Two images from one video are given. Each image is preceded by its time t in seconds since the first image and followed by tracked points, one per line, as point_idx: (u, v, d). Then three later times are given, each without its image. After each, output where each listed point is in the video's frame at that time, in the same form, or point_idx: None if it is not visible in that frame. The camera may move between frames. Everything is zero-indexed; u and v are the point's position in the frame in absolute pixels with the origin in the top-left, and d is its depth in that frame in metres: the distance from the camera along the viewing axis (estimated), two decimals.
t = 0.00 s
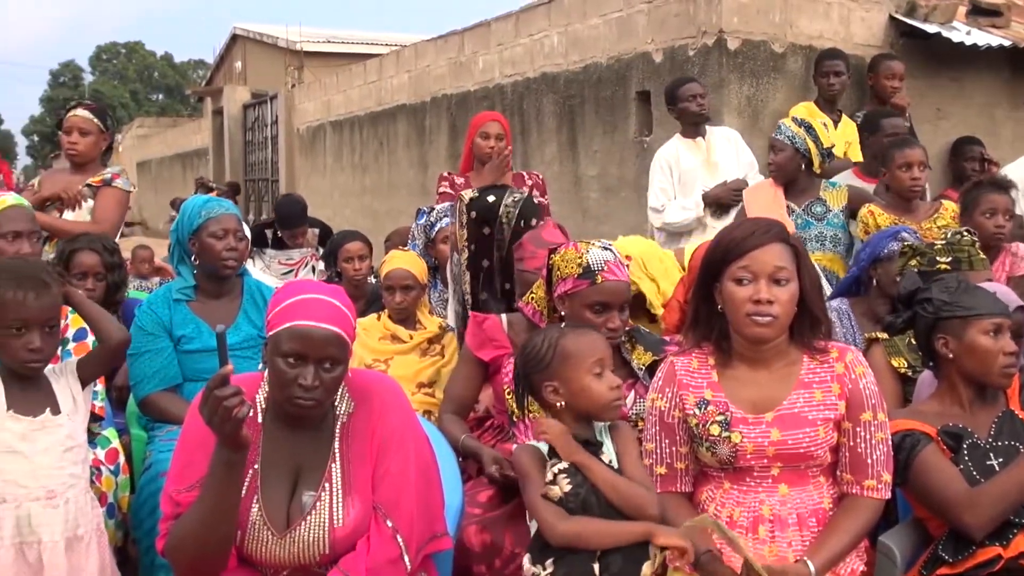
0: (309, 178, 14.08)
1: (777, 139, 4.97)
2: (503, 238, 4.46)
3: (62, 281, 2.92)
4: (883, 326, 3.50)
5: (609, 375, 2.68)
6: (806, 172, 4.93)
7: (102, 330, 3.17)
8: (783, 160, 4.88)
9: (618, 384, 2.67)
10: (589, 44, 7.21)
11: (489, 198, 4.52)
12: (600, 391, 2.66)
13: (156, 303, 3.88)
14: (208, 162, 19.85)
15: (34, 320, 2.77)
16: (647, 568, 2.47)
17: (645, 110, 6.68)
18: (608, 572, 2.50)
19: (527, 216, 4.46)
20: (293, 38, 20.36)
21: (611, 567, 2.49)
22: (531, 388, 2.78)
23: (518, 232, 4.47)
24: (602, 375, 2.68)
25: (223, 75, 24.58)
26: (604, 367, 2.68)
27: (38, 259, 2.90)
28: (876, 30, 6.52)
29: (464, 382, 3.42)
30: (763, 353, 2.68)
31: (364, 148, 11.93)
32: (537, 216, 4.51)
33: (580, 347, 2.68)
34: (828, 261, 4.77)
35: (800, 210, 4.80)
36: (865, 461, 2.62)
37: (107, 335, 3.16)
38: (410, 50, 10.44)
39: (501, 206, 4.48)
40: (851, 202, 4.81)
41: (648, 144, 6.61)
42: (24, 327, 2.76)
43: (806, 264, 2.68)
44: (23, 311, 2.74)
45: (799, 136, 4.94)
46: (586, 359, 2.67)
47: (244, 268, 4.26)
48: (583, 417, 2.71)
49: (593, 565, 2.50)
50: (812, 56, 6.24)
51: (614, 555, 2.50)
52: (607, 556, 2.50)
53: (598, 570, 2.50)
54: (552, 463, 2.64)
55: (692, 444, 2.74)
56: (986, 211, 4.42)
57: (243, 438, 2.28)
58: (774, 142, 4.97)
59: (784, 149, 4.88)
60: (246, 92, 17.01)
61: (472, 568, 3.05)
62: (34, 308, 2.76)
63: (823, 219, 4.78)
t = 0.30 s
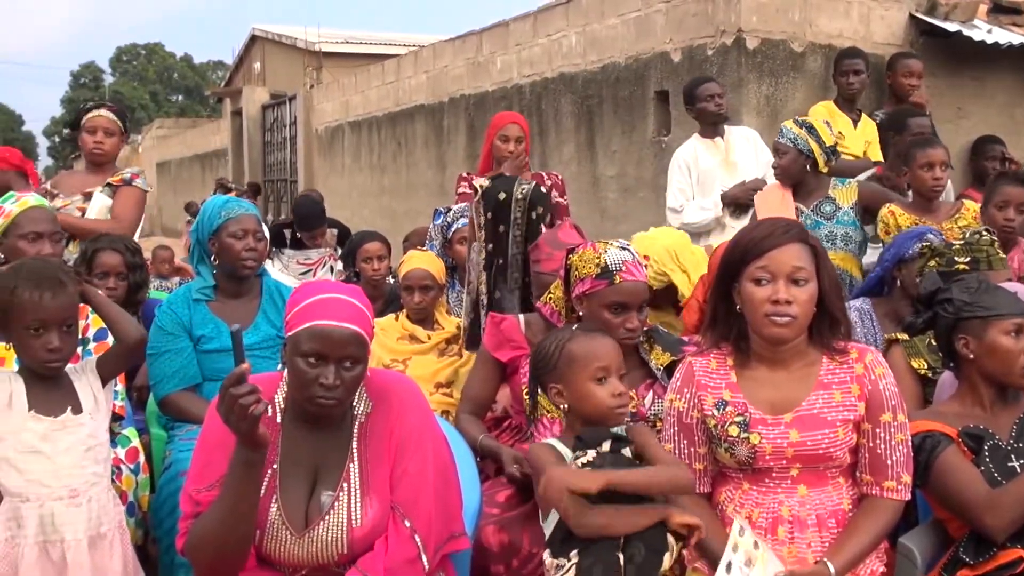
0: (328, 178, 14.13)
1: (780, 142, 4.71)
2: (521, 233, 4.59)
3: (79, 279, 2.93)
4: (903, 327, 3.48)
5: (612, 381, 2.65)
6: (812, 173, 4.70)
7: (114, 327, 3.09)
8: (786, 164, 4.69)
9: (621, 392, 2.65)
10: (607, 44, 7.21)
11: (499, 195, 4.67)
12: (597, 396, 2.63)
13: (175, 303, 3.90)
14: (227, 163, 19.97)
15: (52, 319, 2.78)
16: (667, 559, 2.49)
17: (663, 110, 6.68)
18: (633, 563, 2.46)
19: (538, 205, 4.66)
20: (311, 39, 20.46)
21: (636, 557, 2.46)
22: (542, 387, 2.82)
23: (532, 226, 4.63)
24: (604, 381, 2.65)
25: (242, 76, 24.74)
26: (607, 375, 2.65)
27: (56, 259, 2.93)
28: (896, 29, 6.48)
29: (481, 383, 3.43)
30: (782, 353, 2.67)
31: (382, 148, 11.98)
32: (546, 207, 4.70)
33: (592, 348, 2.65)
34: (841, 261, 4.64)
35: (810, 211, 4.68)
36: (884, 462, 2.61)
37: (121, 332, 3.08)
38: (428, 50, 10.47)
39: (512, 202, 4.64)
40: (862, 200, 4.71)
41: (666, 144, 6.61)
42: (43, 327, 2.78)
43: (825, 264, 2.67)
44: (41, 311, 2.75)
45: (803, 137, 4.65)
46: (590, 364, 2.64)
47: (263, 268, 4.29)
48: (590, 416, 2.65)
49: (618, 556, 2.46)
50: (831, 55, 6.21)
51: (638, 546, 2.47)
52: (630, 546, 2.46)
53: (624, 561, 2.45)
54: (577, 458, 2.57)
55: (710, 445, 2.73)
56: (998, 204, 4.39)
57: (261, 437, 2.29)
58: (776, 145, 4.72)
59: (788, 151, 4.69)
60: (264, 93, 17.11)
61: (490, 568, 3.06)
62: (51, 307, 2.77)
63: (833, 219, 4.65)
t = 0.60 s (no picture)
0: (343, 178, 14.18)
1: (794, 141, 4.70)
2: (538, 212, 4.42)
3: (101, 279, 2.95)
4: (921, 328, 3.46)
5: (629, 381, 2.65)
6: (828, 173, 4.70)
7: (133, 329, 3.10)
8: (801, 164, 4.67)
9: (637, 392, 2.64)
10: (623, 43, 7.20)
11: (513, 175, 4.51)
12: (614, 395, 2.63)
13: (192, 303, 3.93)
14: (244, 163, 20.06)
15: (72, 320, 2.80)
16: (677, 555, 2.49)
17: (679, 110, 6.67)
18: (642, 557, 2.47)
19: (554, 182, 4.48)
20: (327, 40, 20.53)
21: (644, 552, 2.47)
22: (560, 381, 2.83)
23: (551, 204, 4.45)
24: (620, 381, 2.65)
25: (259, 77, 24.85)
26: (623, 375, 2.65)
27: (77, 260, 2.95)
28: (914, 28, 6.45)
29: (496, 383, 3.44)
30: (798, 354, 2.66)
31: (398, 148, 12.01)
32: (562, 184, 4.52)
33: (610, 346, 2.66)
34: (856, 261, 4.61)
35: (824, 211, 4.66)
36: (901, 464, 2.60)
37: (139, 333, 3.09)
38: (444, 50, 10.49)
39: (528, 181, 4.47)
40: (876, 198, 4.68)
41: (682, 144, 6.59)
42: (63, 328, 2.80)
43: (843, 264, 2.66)
44: (61, 312, 2.78)
45: (817, 137, 4.63)
46: (604, 364, 2.65)
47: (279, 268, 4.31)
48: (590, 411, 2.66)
49: (629, 550, 2.47)
50: (849, 54, 6.18)
51: (647, 540, 2.48)
52: (640, 540, 2.48)
53: (634, 555, 2.47)
54: (591, 452, 2.60)
55: (727, 446, 2.73)
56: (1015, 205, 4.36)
57: (275, 435, 2.30)
58: (791, 145, 4.71)
59: (802, 151, 4.66)
60: (281, 93, 17.18)
61: (505, 568, 3.06)
62: (72, 308, 2.79)
63: (848, 219, 4.63)
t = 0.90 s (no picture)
0: (362, 178, 14.23)
1: (821, 139, 4.63)
2: (558, 188, 4.35)
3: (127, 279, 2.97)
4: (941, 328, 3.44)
5: (637, 382, 2.64)
6: (854, 170, 4.62)
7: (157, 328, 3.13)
8: (828, 161, 4.59)
9: (643, 393, 2.63)
10: (642, 43, 7.19)
11: (532, 154, 4.47)
12: (620, 396, 2.64)
13: (212, 302, 3.96)
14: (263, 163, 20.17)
15: (98, 320, 2.83)
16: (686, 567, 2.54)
17: (698, 109, 6.65)
18: (648, 569, 2.51)
19: (572, 160, 4.42)
20: (346, 40, 20.62)
21: (652, 563, 2.51)
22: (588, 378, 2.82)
23: (570, 181, 4.39)
24: (629, 382, 2.65)
25: (278, 78, 24.99)
26: (632, 376, 2.65)
27: (104, 258, 2.98)
28: (934, 27, 6.41)
29: (514, 382, 3.45)
30: (817, 355, 2.65)
31: (416, 148, 12.05)
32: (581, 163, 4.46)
33: (622, 347, 2.65)
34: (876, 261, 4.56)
35: (847, 210, 4.60)
36: (921, 465, 2.59)
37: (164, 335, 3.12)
38: (462, 50, 10.51)
39: (546, 159, 4.42)
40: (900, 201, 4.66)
41: (701, 144, 6.58)
42: (89, 327, 2.84)
43: (863, 264, 2.65)
44: (88, 311, 2.81)
45: (844, 133, 4.56)
46: (614, 362, 2.65)
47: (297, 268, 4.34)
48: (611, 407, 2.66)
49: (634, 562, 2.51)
50: (869, 54, 6.14)
51: (655, 552, 2.52)
52: (648, 553, 2.51)
53: (639, 567, 2.51)
54: (604, 463, 2.64)
55: (746, 447, 2.72)
56: None
57: (294, 434, 2.31)
58: (817, 142, 4.64)
59: (829, 148, 4.59)
60: (300, 93, 17.26)
61: (523, 568, 3.07)
62: (99, 308, 2.82)
63: (871, 219, 4.57)
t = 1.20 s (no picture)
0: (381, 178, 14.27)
1: (844, 137, 4.60)
2: (578, 171, 4.30)
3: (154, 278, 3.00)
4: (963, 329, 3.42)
5: (628, 386, 2.69)
6: (878, 170, 4.58)
7: (186, 329, 3.20)
8: (851, 159, 4.55)
9: (631, 397, 2.67)
10: (661, 43, 7.17)
11: (554, 137, 4.42)
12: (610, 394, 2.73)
13: (232, 302, 4.00)
14: (282, 164, 20.27)
15: (125, 321, 2.86)
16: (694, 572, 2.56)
17: (717, 109, 6.64)
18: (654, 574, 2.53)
19: (594, 143, 4.35)
20: (366, 40, 20.69)
21: (658, 568, 2.53)
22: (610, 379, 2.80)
23: (591, 164, 4.33)
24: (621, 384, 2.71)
25: (297, 78, 25.11)
26: (621, 379, 2.71)
27: (130, 258, 3.00)
28: (955, 26, 6.36)
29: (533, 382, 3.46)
30: (838, 355, 2.64)
31: (435, 148, 12.07)
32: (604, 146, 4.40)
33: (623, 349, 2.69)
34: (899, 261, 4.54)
35: (869, 209, 4.56)
36: (942, 467, 2.58)
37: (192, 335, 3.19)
38: (481, 50, 10.52)
39: (568, 142, 4.37)
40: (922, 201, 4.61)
41: (720, 143, 6.56)
42: (117, 327, 2.87)
43: (883, 266, 2.64)
44: (115, 312, 2.84)
45: (869, 132, 4.53)
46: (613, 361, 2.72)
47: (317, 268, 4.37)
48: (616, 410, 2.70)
49: (641, 566, 2.53)
50: (889, 53, 6.10)
51: (662, 558, 2.53)
52: (655, 558, 2.53)
53: (646, 571, 2.53)
54: (619, 467, 2.64)
55: (766, 447, 2.71)
56: None
57: (316, 434, 2.33)
58: (840, 140, 4.60)
59: (852, 146, 4.55)
60: (319, 94, 17.34)
61: (541, 567, 3.08)
62: (125, 309, 2.85)
63: (892, 218, 4.54)
